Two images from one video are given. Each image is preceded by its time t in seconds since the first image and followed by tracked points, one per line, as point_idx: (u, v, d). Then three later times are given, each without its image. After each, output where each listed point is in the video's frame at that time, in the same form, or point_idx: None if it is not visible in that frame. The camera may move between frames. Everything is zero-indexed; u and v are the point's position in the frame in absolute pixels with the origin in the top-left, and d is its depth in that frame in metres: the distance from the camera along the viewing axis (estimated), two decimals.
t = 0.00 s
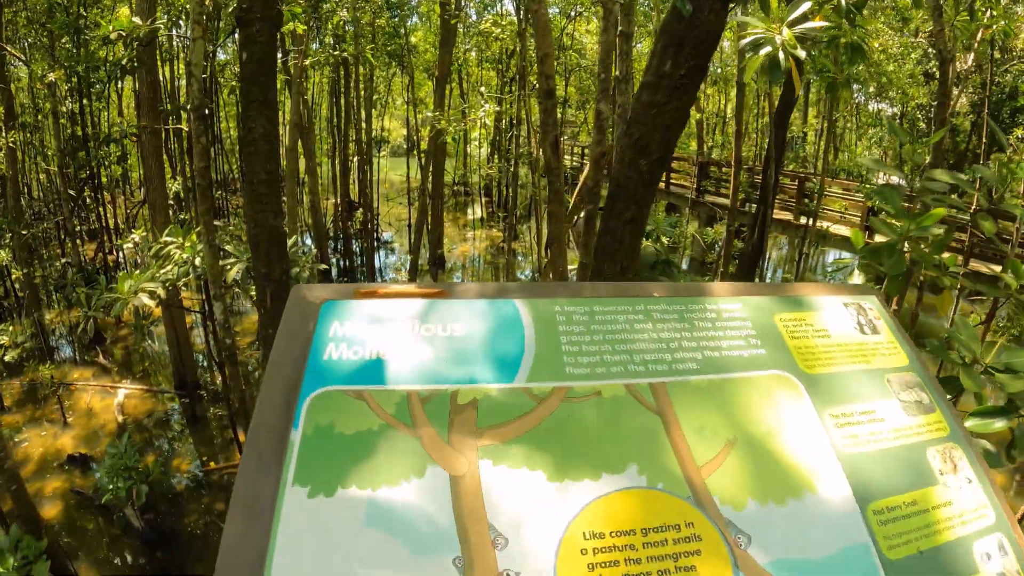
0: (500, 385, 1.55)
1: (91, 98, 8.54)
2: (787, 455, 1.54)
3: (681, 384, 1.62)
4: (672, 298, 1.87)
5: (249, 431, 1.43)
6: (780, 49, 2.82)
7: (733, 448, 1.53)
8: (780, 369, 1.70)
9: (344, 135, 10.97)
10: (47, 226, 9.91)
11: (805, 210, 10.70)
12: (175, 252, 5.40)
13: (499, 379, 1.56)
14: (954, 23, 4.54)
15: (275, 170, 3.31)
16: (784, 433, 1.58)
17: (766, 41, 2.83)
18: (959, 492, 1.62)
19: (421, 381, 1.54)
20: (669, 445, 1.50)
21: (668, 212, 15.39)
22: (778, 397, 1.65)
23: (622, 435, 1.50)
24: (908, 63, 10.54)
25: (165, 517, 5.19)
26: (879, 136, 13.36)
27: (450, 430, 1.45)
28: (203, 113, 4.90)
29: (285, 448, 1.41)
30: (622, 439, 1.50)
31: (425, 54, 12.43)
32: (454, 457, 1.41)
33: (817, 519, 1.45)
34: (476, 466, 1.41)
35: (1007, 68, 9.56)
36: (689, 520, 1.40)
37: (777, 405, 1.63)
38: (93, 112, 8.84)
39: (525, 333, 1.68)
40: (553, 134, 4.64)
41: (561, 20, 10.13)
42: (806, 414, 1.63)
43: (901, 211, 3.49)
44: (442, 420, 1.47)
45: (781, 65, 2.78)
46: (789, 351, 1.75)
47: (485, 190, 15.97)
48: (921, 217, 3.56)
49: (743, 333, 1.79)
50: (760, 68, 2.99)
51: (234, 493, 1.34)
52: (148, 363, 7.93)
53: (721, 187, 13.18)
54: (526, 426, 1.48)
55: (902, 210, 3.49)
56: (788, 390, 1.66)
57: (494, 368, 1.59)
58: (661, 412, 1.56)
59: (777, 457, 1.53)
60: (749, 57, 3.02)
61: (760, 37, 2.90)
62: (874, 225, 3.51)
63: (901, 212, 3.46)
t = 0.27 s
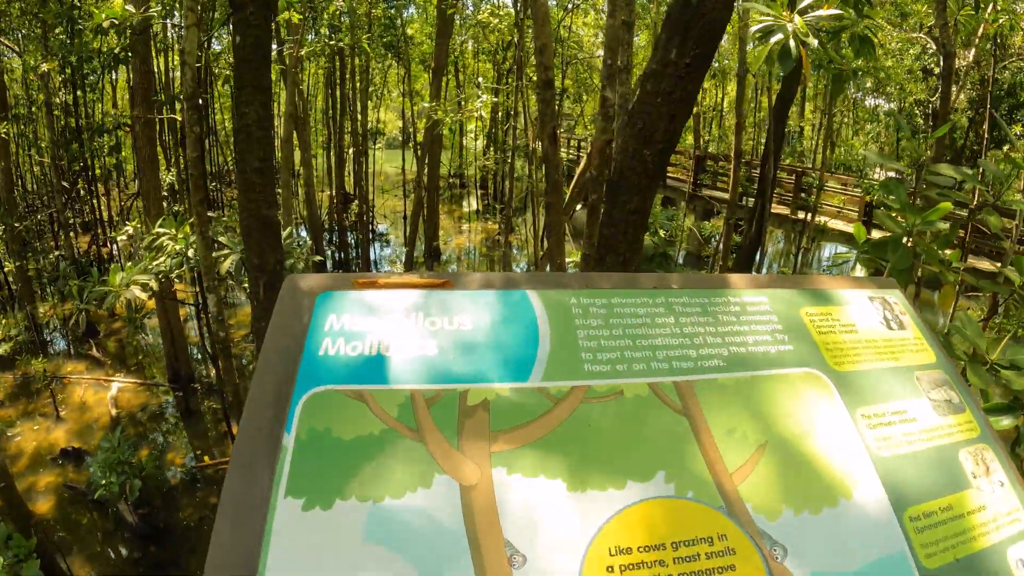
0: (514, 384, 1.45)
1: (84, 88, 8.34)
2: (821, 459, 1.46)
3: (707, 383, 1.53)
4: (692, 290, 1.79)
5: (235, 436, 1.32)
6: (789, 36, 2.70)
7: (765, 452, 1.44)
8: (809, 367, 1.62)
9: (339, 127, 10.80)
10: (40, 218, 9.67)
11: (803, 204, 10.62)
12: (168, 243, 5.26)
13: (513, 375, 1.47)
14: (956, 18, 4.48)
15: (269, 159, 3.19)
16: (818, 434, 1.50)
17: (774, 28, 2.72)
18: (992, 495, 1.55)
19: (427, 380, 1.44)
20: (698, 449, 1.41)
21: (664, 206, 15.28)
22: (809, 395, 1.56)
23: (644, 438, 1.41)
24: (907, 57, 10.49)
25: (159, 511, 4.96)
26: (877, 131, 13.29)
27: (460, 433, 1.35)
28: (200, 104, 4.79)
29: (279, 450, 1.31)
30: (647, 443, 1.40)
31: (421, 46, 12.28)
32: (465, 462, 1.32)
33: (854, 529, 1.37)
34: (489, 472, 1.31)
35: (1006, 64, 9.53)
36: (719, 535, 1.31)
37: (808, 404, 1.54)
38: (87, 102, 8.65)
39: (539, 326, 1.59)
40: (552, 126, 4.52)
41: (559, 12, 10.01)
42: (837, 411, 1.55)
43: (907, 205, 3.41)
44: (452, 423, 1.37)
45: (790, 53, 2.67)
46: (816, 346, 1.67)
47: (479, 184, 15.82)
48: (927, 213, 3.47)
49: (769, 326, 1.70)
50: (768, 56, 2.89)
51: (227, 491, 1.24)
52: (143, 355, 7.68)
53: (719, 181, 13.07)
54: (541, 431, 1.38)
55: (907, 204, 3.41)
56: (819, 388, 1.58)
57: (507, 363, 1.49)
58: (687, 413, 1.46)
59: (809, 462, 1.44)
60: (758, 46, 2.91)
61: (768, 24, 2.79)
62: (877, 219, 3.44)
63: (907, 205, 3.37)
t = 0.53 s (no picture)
0: (538, 381, 1.37)
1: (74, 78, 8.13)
2: (863, 465, 1.38)
3: (739, 385, 1.45)
4: (716, 284, 1.72)
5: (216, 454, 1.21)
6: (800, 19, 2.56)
7: (804, 459, 1.36)
8: (843, 366, 1.55)
9: (333, 116, 10.60)
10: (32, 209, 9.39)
11: (801, 197, 10.53)
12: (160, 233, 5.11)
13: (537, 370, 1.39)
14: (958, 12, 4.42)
15: (260, 143, 3.04)
16: (861, 437, 1.43)
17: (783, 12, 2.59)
18: None
19: (433, 385, 1.33)
20: (733, 457, 1.32)
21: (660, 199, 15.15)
22: (846, 396, 1.49)
23: (664, 451, 1.30)
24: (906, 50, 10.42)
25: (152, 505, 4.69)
26: (873, 125, 13.23)
27: (467, 444, 1.24)
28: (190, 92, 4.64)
29: (262, 469, 1.18)
30: (671, 456, 1.30)
31: (416, 36, 12.11)
32: (476, 474, 1.21)
33: (899, 542, 1.29)
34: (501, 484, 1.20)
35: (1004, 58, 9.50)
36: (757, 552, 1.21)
37: (845, 406, 1.47)
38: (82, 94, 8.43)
39: (555, 320, 1.51)
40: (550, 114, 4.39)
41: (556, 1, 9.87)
42: (879, 420, 1.47)
43: (913, 199, 3.33)
44: (458, 432, 1.26)
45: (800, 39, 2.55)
46: (850, 343, 1.62)
47: (473, 175, 15.64)
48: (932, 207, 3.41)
49: (800, 322, 1.65)
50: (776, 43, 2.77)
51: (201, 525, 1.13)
52: (136, 346, 7.39)
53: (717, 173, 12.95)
54: (559, 441, 1.27)
55: (913, 198, 3.33)
56: (854, 388, 1.51)
57: (524, 359, 1.41)
58: (719, 418, 1.38)
59: (850, 469, 1.37)
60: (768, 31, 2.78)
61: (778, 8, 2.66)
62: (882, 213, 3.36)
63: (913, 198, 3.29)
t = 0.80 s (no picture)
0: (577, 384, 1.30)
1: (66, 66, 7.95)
2: (911, 477, 1.34)
3: (781, 391, 1.39)
4: (749, 281, 1.67)
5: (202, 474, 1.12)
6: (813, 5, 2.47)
7: (852, 473, 1.30)
8: (884, 371, 1.51)
9: (327, 106, 10.44)
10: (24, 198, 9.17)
11: (800, 189, 10.41)
12: (152, 223, 4.97)
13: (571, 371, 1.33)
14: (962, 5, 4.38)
15: (253, 129, 2.91)
16: (907, 447, 1.38)
17: None
18: None
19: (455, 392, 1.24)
20: (778, 471, 1.26)
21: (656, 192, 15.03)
22: (890, 403, 1.45)
23: (693, 469, 1.22)
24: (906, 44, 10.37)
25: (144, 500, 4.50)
26: (871, 118, 13.14)
27: (489, 460, 1.16)
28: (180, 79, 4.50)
29: (255, 490, 1.09)
30: (710, 473, 1.23)
31: (411, 26, 11.97)
32: (496, 498, 1.11)
33: (948, 560, 1.25)
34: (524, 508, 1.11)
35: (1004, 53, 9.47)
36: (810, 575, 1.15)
37: (891, 415, 1.42)
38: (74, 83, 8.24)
39: (579, 319, 1.44)
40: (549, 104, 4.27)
41: None
42: (924, 430, 1.42)
43: (921, 194, 3.30)
44: (478, 448, 1.17)
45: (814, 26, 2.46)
46: (889, 345, 1.58)
47: (469, 165, 15.50)
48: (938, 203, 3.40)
49: (838, 322, 1.60)
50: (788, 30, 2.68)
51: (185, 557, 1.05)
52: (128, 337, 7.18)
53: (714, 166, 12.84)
54: (588, 460, 1.19)
55: (922, 193, 3.30)
56: (897, 395, 1.47)
57: (552, 359, 1.34)
58: (762, 429, 1.31)
59: (897, 483, 1.31)
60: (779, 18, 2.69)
61: None
62: (890, 209, 3.33)
63: (921, 194, 3.23)
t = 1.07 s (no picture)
0: (603, 386, 1.27)
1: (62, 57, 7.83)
2: (944, 486, 1.33)
3: (813, 395, 1.38)
4: (773, 278, 1.66)
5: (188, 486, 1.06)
6: None
7: (887, 483, 1.29)
8: (914, 373, 1.50)
9: (323, 97, 10.30)
10: (17, 190, 8.97)
11: (799, 184, 10.33)
12: (146, 215, 4.88)
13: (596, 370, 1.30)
14: None
15: (248, 117, 2.82)
16: (940, 455, 1.38)
17: None
18: None
19: (474, 397, 1.20)
20: (813, 482, 1.24)
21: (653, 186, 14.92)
22: (923, 406, 1.45)
23: (711, 483, 1.18)
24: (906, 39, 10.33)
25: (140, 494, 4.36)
26: (869, 114, 13.09)
27: (508, 474, 1.12)
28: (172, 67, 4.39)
29: (246, 506, 1.03)
30: (744, 487, 1.20)
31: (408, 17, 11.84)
32: (511, 527, 1.06)
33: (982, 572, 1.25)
34: (540, 532, 1.06)
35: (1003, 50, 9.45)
36: None
37: (923, 420, 1.42)
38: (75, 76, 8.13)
39: (600, 317, 1.41)
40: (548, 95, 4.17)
41: None
42: (956, 437, 1.42)
43: (926, 190, 3.27)
44: (493, 461, 1.12)
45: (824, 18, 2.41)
46: (917, 345, 1.57)
47: (465, 158, 15.36)
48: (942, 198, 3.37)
49: (865, 322, 1.60)
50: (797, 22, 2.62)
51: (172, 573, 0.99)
52: (122, 330, 6.85)
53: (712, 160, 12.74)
54: (613, 474, 1.15)
55: (927, 189, 3.27)
56: (928, 398, 1.46)
57: (577, 357, 1.31)
58: (795, 437, 1.29)
59: (931, 493, 1.31)
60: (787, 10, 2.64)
61: None
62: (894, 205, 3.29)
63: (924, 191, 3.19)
